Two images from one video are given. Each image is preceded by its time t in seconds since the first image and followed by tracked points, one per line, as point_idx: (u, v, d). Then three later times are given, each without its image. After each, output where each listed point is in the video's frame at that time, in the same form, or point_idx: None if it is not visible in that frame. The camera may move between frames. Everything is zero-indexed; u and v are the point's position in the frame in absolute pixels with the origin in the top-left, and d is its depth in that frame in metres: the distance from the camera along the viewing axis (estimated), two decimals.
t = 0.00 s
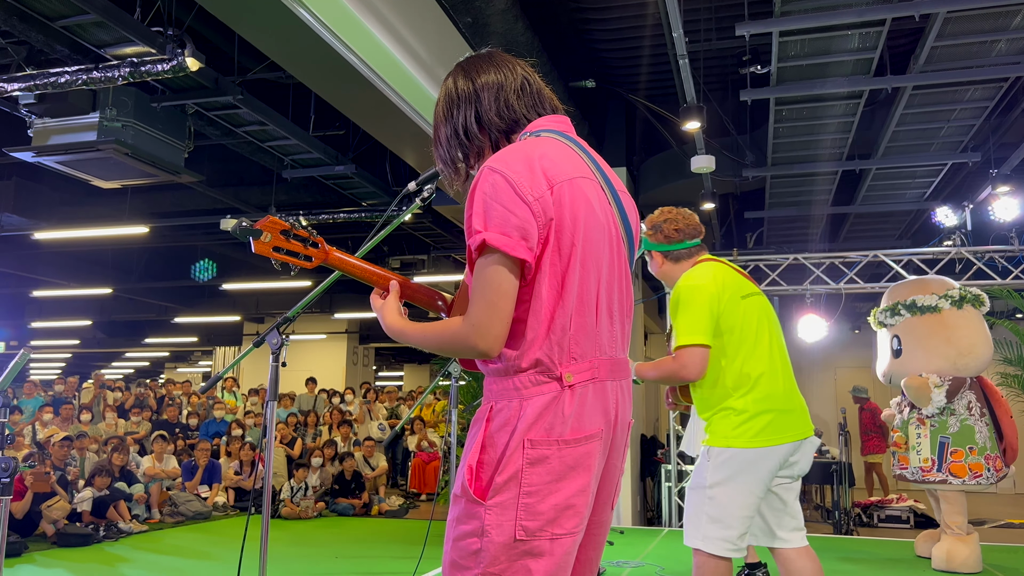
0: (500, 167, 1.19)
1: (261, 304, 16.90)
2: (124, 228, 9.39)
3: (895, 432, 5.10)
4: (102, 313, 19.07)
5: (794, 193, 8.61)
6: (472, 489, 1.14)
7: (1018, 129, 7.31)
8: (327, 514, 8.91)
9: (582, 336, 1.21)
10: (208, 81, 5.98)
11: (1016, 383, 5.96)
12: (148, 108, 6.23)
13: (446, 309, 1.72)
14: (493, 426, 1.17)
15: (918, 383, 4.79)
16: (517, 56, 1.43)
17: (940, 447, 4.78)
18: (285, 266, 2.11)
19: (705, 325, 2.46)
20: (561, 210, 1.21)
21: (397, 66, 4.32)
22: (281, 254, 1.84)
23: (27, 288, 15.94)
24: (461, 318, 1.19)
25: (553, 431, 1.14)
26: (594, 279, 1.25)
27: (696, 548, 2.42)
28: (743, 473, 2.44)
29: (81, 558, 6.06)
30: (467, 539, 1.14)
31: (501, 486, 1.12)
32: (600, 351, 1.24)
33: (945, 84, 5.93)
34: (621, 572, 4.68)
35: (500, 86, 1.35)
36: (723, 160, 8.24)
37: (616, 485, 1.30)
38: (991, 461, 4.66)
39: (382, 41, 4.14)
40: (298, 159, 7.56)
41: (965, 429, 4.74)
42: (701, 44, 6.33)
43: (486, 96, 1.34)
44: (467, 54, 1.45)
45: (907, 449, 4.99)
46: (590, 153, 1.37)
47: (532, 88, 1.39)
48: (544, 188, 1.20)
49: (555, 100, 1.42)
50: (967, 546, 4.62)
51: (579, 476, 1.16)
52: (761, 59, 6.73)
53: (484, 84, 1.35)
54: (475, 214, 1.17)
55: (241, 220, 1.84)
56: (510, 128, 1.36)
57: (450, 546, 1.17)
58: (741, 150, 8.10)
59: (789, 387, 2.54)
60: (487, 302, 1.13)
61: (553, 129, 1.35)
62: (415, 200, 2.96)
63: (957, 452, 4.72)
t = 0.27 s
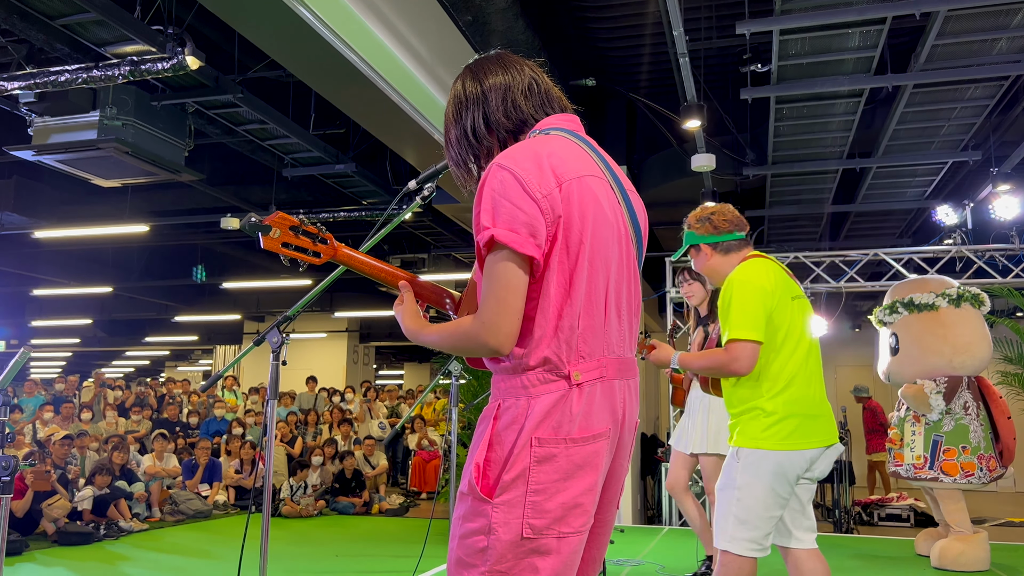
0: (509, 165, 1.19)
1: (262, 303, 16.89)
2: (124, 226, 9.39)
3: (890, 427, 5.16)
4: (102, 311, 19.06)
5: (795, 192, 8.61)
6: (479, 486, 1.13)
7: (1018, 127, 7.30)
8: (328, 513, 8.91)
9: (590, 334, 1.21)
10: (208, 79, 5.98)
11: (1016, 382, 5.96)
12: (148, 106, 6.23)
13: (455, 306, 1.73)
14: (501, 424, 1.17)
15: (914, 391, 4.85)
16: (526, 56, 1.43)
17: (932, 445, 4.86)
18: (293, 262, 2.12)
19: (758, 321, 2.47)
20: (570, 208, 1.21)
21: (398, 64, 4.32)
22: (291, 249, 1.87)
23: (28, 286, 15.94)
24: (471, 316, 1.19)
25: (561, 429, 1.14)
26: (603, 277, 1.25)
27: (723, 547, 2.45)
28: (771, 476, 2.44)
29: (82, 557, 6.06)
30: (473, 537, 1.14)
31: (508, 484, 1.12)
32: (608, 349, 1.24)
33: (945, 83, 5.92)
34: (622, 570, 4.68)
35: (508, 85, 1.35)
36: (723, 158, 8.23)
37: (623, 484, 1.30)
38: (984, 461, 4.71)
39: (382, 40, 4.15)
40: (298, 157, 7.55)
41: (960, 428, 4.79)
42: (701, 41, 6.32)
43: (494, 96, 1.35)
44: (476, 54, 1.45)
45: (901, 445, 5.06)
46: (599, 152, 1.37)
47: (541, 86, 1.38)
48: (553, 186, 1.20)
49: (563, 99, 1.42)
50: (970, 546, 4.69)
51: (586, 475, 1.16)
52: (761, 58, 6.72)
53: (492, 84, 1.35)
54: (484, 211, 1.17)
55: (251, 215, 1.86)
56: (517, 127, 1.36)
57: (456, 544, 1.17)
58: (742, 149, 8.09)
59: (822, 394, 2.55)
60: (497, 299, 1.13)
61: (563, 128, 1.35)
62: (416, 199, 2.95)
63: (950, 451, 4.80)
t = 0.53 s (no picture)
0: (515, 159, 1.19)
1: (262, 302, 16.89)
2: (124, 225, 9.39)
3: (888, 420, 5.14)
4: (102, 310, 19.06)
5: (795, 190, 8.61)
6: (482, 481, 1.14)
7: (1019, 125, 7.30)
8: (327, 511, 8.92)
9: (594, 330, 1.21)
10: (207, 78, 5.98)
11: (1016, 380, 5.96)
12: (148, 105, 6.22)
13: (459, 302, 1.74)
14: (504, 418, 1.17)
15: (927, 405, 4.76)
16: (534, 50, 1.43)
17: (929, 440, 4.84)
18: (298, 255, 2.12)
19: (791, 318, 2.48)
20: (575, 203, 1.21)
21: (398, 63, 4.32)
22: (295, 242, 1.86)
23: (28, 285, 15.94)
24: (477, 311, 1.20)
25: (564, 425, 1.14)
26: (608, 274, 1.25)
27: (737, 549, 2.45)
28: (783, 476, 2.45)
29: (82, 555, 6.06)
30: (476, 532, 1.14)
31: (511, 480, 1.12)
32: (612, 346, 1.24)
33: (944, 82, 5.92)
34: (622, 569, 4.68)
35: (515, 80, 1.35)
36: (724, 157, 8.23)
37: (626, 481, 1.30)
38: (981, 457, 4.68)
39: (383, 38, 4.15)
40: (298, 156, 7.55)
41: (958, 424, 4.76)
42: (702, 41, 6.33)
43: (501, 91, 1.35)
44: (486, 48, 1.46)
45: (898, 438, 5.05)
46: (606, 148, 1.37)
47: (549, 81, 1.38)
48: (558, 181, 1.20)
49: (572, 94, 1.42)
50: (973, 548, 4.69)
51: (589, 472, 1.16)
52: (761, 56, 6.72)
53: (499, 78, 1.36)
54: (489, 206, 1.17)
55: (256, 208, 1.85)
56: (524, 122, 1.36)
57: (459, 539, 1.17)
58: (742, 148, 8.08)
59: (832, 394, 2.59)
60: (502, 294, 1.14)
61: (570, 123, 1.35)
62: (416, 197, 2.95)
63: (946, 446, 4.77)
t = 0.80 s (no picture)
0: (518, 159, 1.19)
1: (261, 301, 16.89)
2: (123, 224, 9.39)
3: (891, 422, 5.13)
4: (102, 309, 19.05)
5: (794, 189, 8.61)
6: (484, 481, 1.14)
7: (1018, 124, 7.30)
8: (327, 510, 8.93)
9: (597, 329, 1.21)
10: (206, 77, 5.97)
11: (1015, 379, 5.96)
12: (148, 104, 6.22)
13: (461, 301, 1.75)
14: (506, 418, 1.17)
15: (932, 408, 4.74)
16: (536, 50, 1.43)
17: (932, 442, 4.84)
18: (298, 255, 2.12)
19: (805, 314, 2.53)
20: (578, 203, 1.21)
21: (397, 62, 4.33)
22: (297, 242, 1.84)
23: (27, 284, 15.93)
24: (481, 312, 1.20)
25: (566, 425, 1.15)
26: (612, 274, 1.25)
27: (728, 541, 2.44)
28: (782, 471, 2.45)
29: (82, 554, 6.07)
30: (478, 532, 1.14)
31: (514, 479, 1.12)
32: (615, 347, 1.24)
33: (942, 81, 5.93)
34: (620, 568, 4.68)
35: (516, 80, 1.35)
36: (723, 156, 8.23)
37: (628, 482, 1.31)
38: (984, 461, 4.70)
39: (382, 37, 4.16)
40: (298, 155, 7.55)
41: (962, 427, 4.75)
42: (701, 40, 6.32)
43: (502, 91, 1.35)
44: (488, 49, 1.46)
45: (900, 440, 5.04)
46: (609, 148, 1.37)
47: (550, 81, 1.38)
48: (561, 181, 1.20)
49: (574, 94, 1.42)
50: (972, 546, 4.70)
51: (591, 471, 1.16)
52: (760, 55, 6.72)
53: (500, 79, 1.36)
54: (493, 205, 1.17)
55: (258, 207, 1.84)
56: (525, 123, 1.36)
57: (460, 538, 1.18)
58: (741, 147, 8.09)
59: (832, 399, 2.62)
60: (506, 293, 1.14)
61: (572, 123, 1.35)
62: (415, 196, 2.96)
63: (949, 450, 4.78)
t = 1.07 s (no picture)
0: (517, 161, 1.19)
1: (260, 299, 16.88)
2: (122, 223, 9.38)
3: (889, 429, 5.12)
4: (102, 308, 19.05)
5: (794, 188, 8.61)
6: (482, 482, 1.14)
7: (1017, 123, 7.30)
8: (326, 509, 8.93)
9: (596, 331, 1.21)
10: (205, 76, 5.97)
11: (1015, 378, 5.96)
12: (147, 102, 6.21)
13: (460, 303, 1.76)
14: (504, 420, 1.17)
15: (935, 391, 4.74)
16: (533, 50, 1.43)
17: (932, 450, 4.84)
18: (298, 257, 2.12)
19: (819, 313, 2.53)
20: (577, 205, 1.21)
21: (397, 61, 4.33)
22: (295, 245, 1.86)
23: (26, 284, 15.92)
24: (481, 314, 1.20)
25: (564, 427, 1.15)
26: (611, 275, 1.25)
27: (742, 541, 2.43)
28: (800, 472, 2.46)
29: (81, 553, 6.07)
30: (475, 534, 1.14)
31: (512, 481, 1.12)
32: (614, 348, 1.24)
33: (942, 80, 5.93)
34: (619, 566, 4.68)
35: (513, 81, 1.35)
36: (722, 155, 8.23)
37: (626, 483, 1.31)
38: (984, 468, 4.70)
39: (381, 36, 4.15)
40: (297, 154, 7.55)
41: (961, 433, 4.78)
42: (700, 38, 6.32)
43: (499, 93, 1.35)
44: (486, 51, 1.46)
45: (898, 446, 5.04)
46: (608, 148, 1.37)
47: (548, 81, 1.37)
48: (561, 183, 1.20)
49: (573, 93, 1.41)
50: (970, 545, 4.70)
51: (589, 474, 1.16)
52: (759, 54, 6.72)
53: (497, 81, 1.36)
54: (492, 207, 1.17)
55: (255, 211, 1.85)
56: (523, 124, 1.36)
57: (458, 539, 1.18)
58: (740, 146, 8.09)
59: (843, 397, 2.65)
60: (506, 296, 1.14)
61: (572, 123, 1.34)
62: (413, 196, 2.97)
63: (950, 456, 4.77)
